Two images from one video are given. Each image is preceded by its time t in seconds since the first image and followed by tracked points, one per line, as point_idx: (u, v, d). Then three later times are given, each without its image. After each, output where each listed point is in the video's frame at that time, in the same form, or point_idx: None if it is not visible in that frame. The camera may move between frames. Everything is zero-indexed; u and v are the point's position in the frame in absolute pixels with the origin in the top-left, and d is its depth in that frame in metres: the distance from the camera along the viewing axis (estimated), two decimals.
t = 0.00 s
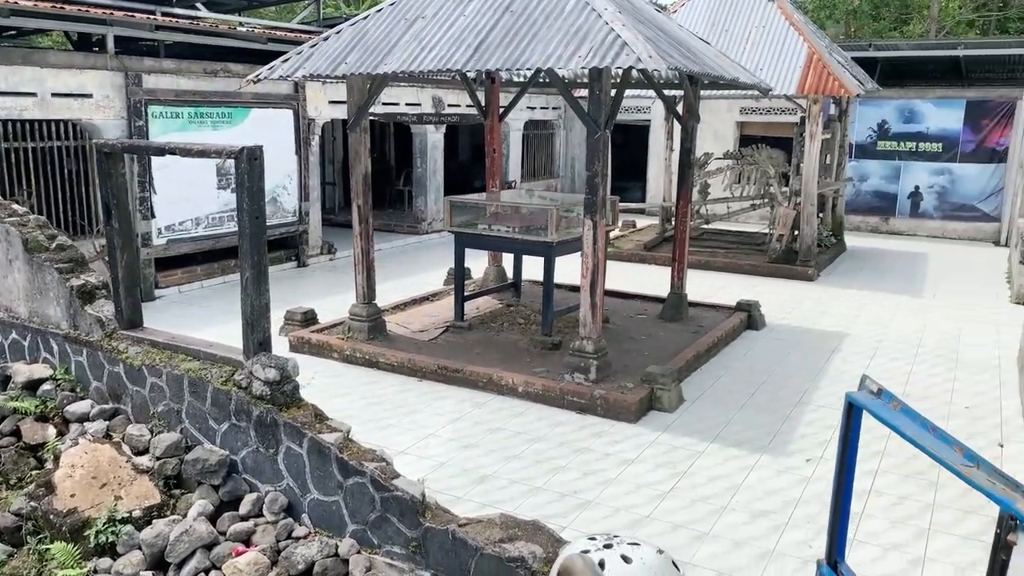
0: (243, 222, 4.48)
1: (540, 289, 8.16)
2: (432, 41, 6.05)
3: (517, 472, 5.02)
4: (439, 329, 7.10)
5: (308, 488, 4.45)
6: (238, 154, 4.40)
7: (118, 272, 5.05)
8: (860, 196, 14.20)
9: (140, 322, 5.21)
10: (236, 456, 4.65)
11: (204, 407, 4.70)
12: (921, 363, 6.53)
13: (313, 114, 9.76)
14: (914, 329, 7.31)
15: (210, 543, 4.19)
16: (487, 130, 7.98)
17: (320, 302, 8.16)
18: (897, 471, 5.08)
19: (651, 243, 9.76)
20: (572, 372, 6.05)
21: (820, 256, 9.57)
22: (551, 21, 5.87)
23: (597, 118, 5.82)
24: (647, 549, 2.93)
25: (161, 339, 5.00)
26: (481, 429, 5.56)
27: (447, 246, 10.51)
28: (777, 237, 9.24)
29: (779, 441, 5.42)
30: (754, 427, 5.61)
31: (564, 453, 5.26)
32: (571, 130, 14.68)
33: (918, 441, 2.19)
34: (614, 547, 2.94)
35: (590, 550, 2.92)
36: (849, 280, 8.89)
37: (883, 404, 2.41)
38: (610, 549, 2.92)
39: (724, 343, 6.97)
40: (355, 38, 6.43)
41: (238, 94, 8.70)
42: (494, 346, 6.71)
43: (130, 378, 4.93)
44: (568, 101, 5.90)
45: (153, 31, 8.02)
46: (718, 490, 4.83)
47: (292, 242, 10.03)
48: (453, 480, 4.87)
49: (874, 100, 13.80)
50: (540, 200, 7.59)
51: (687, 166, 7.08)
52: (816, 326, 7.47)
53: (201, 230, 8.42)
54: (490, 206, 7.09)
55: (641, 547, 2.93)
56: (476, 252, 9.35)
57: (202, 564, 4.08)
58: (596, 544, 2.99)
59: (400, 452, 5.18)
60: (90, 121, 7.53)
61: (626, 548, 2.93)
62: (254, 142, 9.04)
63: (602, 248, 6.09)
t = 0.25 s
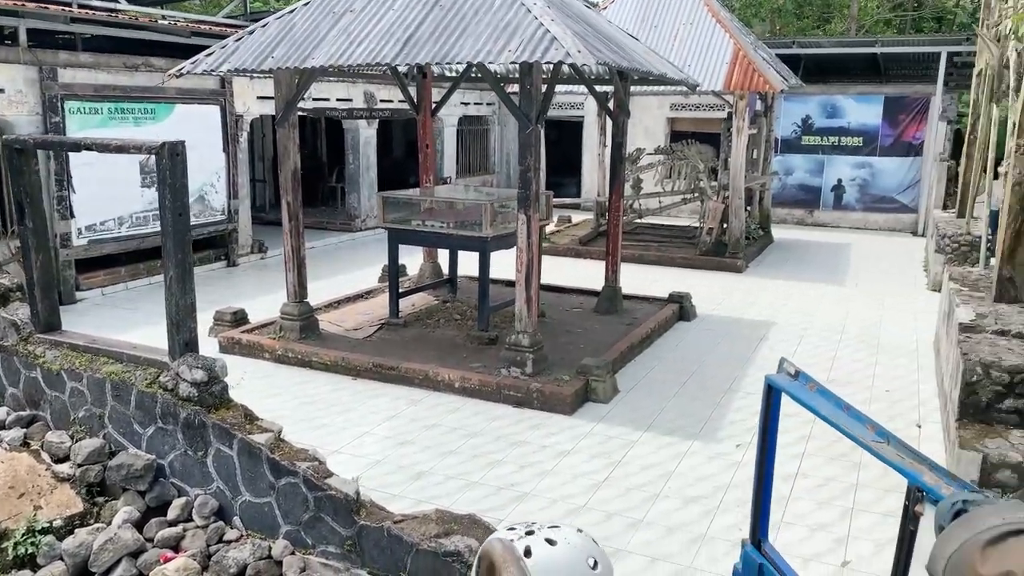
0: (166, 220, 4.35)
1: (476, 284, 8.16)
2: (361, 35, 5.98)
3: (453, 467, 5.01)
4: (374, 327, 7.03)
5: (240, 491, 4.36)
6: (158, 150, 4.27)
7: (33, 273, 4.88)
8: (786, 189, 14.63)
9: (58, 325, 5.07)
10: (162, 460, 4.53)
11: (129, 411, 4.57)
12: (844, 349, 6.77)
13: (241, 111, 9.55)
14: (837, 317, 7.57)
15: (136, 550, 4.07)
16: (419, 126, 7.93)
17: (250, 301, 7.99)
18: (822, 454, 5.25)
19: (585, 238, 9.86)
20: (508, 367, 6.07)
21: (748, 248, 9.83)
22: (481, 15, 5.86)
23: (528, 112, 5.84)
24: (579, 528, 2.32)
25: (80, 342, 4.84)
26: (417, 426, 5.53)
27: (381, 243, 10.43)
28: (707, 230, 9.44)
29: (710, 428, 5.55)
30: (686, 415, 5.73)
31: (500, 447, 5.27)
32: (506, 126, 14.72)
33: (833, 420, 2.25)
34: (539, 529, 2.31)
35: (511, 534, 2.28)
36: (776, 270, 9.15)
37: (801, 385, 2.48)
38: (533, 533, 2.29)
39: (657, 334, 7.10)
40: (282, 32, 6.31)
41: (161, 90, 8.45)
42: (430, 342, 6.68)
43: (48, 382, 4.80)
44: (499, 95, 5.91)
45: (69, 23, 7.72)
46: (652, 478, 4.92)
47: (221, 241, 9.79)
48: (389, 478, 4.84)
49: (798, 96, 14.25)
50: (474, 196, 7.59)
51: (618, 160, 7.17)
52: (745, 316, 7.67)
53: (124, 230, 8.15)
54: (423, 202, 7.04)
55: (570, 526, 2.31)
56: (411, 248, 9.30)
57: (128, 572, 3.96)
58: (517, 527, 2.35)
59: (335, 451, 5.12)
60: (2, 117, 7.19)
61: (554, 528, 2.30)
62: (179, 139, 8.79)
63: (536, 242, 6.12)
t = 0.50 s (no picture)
0: (103, 218, 4.23)
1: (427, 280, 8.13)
2: (305, 28, 5.89)
3: (404, 464, 4.99)
4: (323, 324, 6.95)
5: (185, 493, 4.27)
6: (94, 145, 4.15)
7: None
8: (733, 183, 14.89)
9: None
10: (104, 465, 4.43)
11: (67, 415, 4.46)
12: (789, 340, 6.92)
13: (183, 106, 9.34)
14: (782, 308, 7.73)
15: (77, 557, 3.99)
16: (367, 121, 7.86)
17: (196, 301, 7.84)
18: (768, 442, 5.37)
19: (537, 233, 9.89)
20: (459, 362, 6.06)
21: (697, 242, 9.97)
22: (427, 9, 5.82)
23: (476, 107, 5.83)
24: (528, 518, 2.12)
25: (15, 345, 4.74)
26: (368, 424, 5.49)
27: (330, 239, 10.32)
28: (657, 224, 9.56)
29: (660, 419, 5.62)
30: (636, 407, 5.79)
31: (452, 443, 5.26)
32: (456, 121, 14.67)
33: (770, 407, 2.31)
34: (487, 522, 2.08)
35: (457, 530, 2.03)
36: (724, 264, 9.31)
37: (739, 373, 2.54)
38: (483, 528, 2.05)
39: (608, 327, 7.16)
40: (224, 25, 6.19)
41: (99, 84, 8.21)
42: (381, 339, 6.63)
43: None
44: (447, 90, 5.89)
45: None
46: (603, 469, 4.96)
47: (165, 240, 9.58)
48: (340, 476, 4.79)
49: (743, 92, 14.53)
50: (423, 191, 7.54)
51: (567, 155, 7.21)
52: (694, 308, 7.79)
53: (62, 229, 7.91)
54: (372, 198, 6.98)
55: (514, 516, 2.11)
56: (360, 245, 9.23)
57: None
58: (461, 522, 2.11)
59: (284, 451, 5.05)
60: None
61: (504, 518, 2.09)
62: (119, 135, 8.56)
63: (486, 237, 6.11)
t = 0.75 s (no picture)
0: (40, 214, 4.12)
1: (381, 275, 8.09)
2: (251, 20, 5.80)
3: (357, 459, 4.96)
4: (274, 320, 6.87)
5: (131, 494, 4.20)
6: (29, 139, 4.04)
7: None
8: (685, 175, 15.08)
9: None
10: (46, 466, 4.35)
11: (7, 416, 4.37)
12: (738, 329, 7.04)
13: (128, 99, 9.14)
14: (732, 298, 7.86)
15: (17, 561, 3.90)
16: (317, 114, 7.78)
17: (143, 298, 7.68)
18: (718, 429, 5.45)
19: (491, 227, 9.90)
20: (413, 357, 6.04)
21: (650, 234, 10.08)
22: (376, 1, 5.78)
23: (426, 99, 5.81)
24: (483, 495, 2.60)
25: None
26: (320, 420, 5.45)
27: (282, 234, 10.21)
28: (610, 217, 9.60)
29: (613, 409, 5.67)
30: (589, 398, 5.84)
31: (406, 437, 5.24)
32: (410, 115, 14.59)
33: (708, 392, 2.36)
34: (450, 503, 2.55)
35: (425, 514, 2.50)
36: (676, 255, 9.42)
37: (680, 361, 2.58)
38: (446, 508, 2.52)
39: (562, 319, 7.20)
40: (167, 16, 6.06)
41: (38, 77, 7.98)
42: (333, 335, 6.58)
43: None
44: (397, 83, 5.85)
45: None
46: (556, 460, 4.99)
47: (111, 236, 9.37)
48: (291, 473, 4.75)
49: (694, 86, 14.68)
50: (375, 185, 7.50)
51: (520, 148, 7.22)
52: (646, 300, 7.87)
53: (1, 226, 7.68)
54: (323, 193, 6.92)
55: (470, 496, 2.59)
56: (312, 239, 9.14)
57: None
58: (427, 506, 2.57)
59: (234, 449, 4.98)
60: None
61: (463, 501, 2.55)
62: (60, 130, 8.34)
63: (438, 231, 6.10)
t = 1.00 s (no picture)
0: None
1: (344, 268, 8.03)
2: (208, 9, 5.71)
3: (321, 453, 4.92)
4: (236, 315, 6.79)
5: (87, 491, 4.13)
6: None
7: None
8: (650, 167, 15.18)
9: None
10: None
11: None
12: (701, 319, 7.11)
13: (83, 91, 8.94)
14: (695, 288, 7.94)
15: None
16: (278, 106, 7.69)
17: (100, 293, 7.55)
18: (680, 417, 5.51)
19: (456, 219, 9.88)
20: (377, 350, 6.01)
21: (615, 226, 10.14)
22: None
23: (388, 90, 5.77)
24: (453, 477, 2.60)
25: None
26: (283, 414, 5.40)
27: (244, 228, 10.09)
28: (576, 209, 9.70)
29: (577, 399, 5.70)
30: (554, 388, 5.86)
31: (370, 430, 5.21)
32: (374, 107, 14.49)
33: (663, 378, 2.39)
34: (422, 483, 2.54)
35: (399, 493, 2.48)
36: (640, 246, 9.49)
37: (636, 347, 2.60)
38: (419, 487, 2.52)
39: (527, 311, 7.21)
40: (120, 5, 5.93)
41: None
42: (296, 329, 6.52)
43: None
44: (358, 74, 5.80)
45: None
46: (521, 450, 5.00)
47: (67, 231, 9.18)
48: (253, 468, 4.70)
49: (657, 78, 14.76)
50: (338, 177, 7.44)
51: (484, 139, 7.20)
52: (611, 290, 7.92)
53: None
54: (284, 185, 6.84)
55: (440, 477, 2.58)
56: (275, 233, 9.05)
57: None
58: (399, 486, 2.55)
59: (195, 445, 4.92)
60: None
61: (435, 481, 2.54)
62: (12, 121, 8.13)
63: (401, 223, 6.06)
